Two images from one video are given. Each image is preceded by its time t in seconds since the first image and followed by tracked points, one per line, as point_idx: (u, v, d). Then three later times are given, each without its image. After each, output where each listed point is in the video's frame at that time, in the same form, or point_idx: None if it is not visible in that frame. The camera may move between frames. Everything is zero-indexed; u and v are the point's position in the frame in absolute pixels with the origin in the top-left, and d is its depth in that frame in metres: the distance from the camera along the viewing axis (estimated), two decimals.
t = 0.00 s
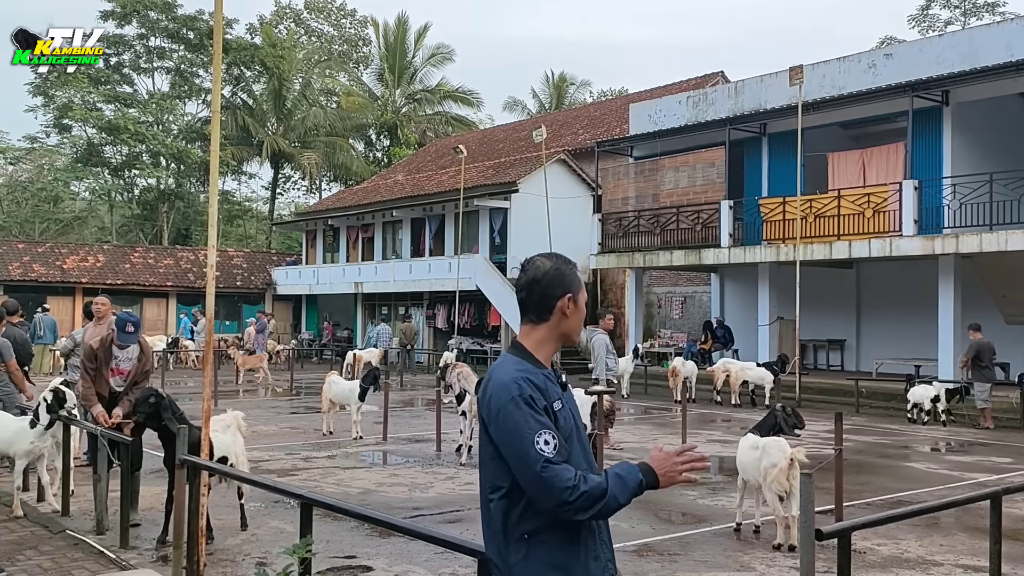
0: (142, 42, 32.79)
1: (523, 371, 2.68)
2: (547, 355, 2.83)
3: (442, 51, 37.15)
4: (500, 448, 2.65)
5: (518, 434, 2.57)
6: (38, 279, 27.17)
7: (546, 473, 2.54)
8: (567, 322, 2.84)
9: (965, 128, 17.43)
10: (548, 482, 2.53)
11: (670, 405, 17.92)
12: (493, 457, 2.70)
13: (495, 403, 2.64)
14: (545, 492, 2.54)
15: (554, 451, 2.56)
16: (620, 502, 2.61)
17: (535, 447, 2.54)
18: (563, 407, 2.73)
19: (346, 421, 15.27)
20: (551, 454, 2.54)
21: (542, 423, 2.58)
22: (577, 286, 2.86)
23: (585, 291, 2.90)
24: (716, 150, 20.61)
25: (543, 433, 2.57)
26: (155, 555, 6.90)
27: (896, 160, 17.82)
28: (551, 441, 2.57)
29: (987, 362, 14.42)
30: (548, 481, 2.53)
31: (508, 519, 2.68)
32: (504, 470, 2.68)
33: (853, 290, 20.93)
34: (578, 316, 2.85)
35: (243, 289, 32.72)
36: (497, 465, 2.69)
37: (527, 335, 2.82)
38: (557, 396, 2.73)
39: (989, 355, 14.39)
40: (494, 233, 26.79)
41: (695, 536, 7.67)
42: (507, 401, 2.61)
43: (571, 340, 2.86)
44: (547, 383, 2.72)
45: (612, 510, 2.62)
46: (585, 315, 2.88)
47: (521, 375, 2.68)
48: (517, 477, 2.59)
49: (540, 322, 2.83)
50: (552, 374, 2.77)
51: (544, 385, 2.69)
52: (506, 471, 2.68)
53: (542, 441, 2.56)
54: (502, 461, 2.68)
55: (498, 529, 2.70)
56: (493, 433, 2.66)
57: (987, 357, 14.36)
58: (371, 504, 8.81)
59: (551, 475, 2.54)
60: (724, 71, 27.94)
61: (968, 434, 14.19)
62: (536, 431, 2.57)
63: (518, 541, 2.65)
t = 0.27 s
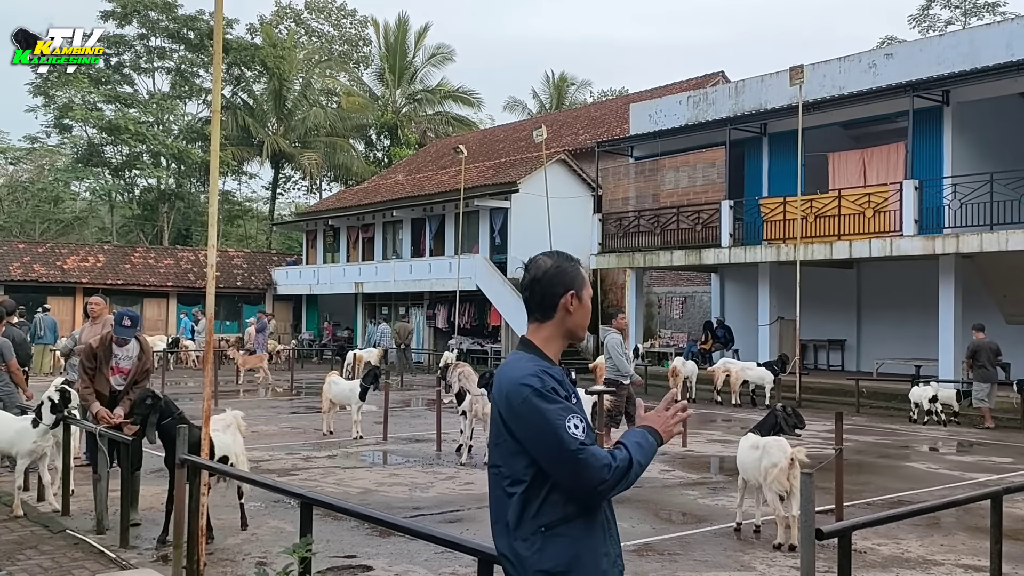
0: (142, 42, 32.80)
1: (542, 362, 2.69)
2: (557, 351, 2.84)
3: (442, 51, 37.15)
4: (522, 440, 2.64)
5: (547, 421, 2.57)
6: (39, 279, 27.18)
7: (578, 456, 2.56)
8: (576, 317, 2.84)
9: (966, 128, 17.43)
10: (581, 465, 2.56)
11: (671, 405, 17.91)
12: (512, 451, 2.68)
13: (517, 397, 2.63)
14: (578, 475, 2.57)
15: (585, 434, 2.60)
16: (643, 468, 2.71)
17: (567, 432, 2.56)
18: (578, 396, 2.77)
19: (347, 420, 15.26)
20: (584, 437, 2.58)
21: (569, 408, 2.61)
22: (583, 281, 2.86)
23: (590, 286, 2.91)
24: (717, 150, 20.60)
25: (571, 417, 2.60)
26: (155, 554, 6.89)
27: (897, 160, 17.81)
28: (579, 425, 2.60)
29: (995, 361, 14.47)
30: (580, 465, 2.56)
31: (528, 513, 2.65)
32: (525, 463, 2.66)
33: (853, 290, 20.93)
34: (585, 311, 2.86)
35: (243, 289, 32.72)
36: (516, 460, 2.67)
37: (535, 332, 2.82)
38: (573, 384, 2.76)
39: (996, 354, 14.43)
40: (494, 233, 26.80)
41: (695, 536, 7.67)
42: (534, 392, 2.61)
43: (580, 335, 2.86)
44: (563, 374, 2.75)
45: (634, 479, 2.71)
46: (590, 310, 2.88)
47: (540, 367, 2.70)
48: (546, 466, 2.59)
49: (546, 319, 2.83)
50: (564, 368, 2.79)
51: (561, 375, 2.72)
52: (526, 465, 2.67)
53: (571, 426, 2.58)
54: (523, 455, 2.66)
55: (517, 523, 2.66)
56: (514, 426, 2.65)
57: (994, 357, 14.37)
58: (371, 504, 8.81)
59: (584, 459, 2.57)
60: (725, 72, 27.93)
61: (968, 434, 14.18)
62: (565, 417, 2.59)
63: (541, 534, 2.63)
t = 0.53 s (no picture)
0: (143, 43, 32.82)
1: (540, 366, 2.69)
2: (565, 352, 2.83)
3: (443, 51, 37.16)
4: (519, 442, 2.66)
5: (534, 428, 2.57)
6: (39, 279, 27.19)
7: (559, 467, 2.54)
8: (585, 317, 2.84)
9: (966, 128, 17.43)
10: (561, 478, 2.54)
11: (671, 405, 17.90)
12: (511, 452, 2.71)
13: (512, 399, 2.66)
14: (557, 487, 2.54)
15: (567, 447, 2.56)
16: (623, 500, 2.60)
17: (549, 443, 2.54)
18: (581, 403, 2.72)
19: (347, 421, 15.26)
20: (564, 449, 2.54)
21: (557, 418, 2.58)
22: (593, 281, 2.85)
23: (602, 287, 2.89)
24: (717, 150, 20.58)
25: (555, 427, 2.57)
26: (155, 554, 6.89)
27: (897, 160, 17.80)
28: (565, 436, 2.56)
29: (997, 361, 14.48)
30: (559, 477, 2.54)
31: (525, 513, 2.68)
32: (522, 465, 2.68)
33: (854, 290, 20.92)
34: (595, 311, 2.85)
35: (244, 289, 32.73)
36: (514, 461, 2.70)
37: (546, 330, 2.84)
38: (575, 390, 2.72)
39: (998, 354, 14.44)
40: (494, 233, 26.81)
41: (696, 536, 7.66)
42: (526, 396, 2.61)
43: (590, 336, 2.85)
44: (567, 378, 2.72)
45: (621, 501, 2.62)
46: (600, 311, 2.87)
47: (543, 367, 2.70)
48: (532, 473, 2.59)
49: (556, 318, 2.84)
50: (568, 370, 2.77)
51: (562, 379, 2.69)
52: (523, 466, 2.69)
53: (554, 438, 2.55)
54: (520, 457, 2.68)
55: (516, 521, 2.70)
56: (512, 428, 2.67)
57: (995, 357, 14.37)
58: (372, 504, 8.81)
59: (564, 472, 2.54)
60: (725, 72, 27.92)
61: (969, 434, 14.16)
62: (552, 425, 2.57)
63: (536, 535, 2.64)
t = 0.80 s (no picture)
0: (143, 43, 32.83)
1: (539, 364, 2.69)
2: (567, 351, 2.83)
3: (443, 51, 37.16)
4: (517, 443, 2.67)
5: (532, 427, 2.57)
6: (40, 279, 27.20)
7: (556, 467, 2.53)
8: (587, 317, 2.83)
9: (967, 127, 17.42)
10: (558, 478, 2.53)
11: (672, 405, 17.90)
12: (510, 452, 2.71)
13: (510, 397, 2.67)
14: (553, 487, 2.54)
15: (565, 446, 2.55)
16: (620, 489, 2.60)
17: (546, 442, 2.54)
18: (580, 401, 2.72)
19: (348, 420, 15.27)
20: (561, 449, 2.54)
21: (554, 418, 2.57)
22: (595, 281, 2.85)
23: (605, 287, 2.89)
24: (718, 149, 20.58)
25: (552, 427, 2.56)
26: (156, 554, 6.89)
27: (897, 160, 17.79)
28: (563, 435, 2.56)
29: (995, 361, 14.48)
30: (556, 476, 2.53)
31: (524, 513, 2.68)
32: (521, 466, 2.68)
33: (854, 290, 20.93)
34: (598, 311, 2.85)
35: (244, 289, 32.73)
36: (513, 462, 2.70)
37: (547, 330, 2.84)
38: (574, 389, 2.72)
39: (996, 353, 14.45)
40: (495, 233, 26.83)
41: (696, 536, 7.67)
42: (523, 395, 2.61)
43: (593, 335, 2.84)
44: (566, 377, 2.71)
45: (617, 492, 2.62)
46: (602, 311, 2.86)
47: (541, 367, 2.69)
48: (529, 471, 2.59)
49: (557, 318, 2.84)
50: (569, 370, 2.77)
51: (561, 378, 2.69)
52: (522, 466, 2.69)
53: (551, 436, 2.55)
54: (519, 457, 2.68)
55: (515, 522, 2.70)
56: (511, 429, 2.68)
57: (992, 358, 14.37)
58: (372, 503, 8.82)
59: (561, 471, 2.53)
60: (726, 71, 27.91)
61: (970, 434, 14.16)
62: (549, 424, 2.56)
63: (536, 535, 2.64)
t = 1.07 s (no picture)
0: (145, 42, 32.85)
1: (538, 362, 2.69)
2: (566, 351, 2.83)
3: (445, 51, 37.16)
4: (518, 441, 2.66)
5: (534, 425, 2.57)
6: (41, 279, 27.23)
7: (559, 465, 2.53)
8: (586, 316, 2.83)
9: (969, 127, 17.40)
10: (561, 476, 2.53)
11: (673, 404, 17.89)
12: (510, 451, 2.70)
13: (510, 395, 2.66)
14: (555, 485, 2.54)
15: (568, 443, 2.55)
16: (620, 485, 2.61)
17: (549, 440, 2.54)
18: (580, 399, 2.72)
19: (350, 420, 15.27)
20: (564, 446, 2.53)
21: (556, 415, 2.57)
22: (595, 280, 2.85)
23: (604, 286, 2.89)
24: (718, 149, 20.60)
25: (554, 425, 2.56)
26: (158, 553, 6.89)
27: (899, 159, 17.76)
28: (565, 432, 2.56)
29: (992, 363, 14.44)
30: (559, 474, 2.53)
31: (525, 512, 2.67)
32: (522, 464, 2.68)
33: (856, 289, 20.92)
34: (598, 309, 2.85)
35: (246, 289, 32.72)
36: (513, 460, 2.69)
37: (545, 329, 2.83)
38: (574, 387, 2.72)
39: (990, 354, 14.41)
40: (496, 233, 26.84)
41: (698, 535, 7.67)
42: (523, 393, 2.61)
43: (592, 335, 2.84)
44: (565, 376, 2.72)
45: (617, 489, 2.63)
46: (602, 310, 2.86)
47: (542, 365, 2.69)
48: (531, 470, 2.59)
49: (555, 317, 2.84)
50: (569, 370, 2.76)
51: (562, 376, 2.69)
52: (521, 465, 2.69)
53: (554, 434, 2.55)
54: (519, 456, 2.68)
55: (514, 520, 2.69)
56: (511, 427, 2.67)
57: (986, 358, 14.36)
58: (374, 503, 8.82)
59: (564, 469, 2.53)
60: (727, 71, 27.88)
61: (972, 433, 14.15)
62: (550, 422, 2.56)
63: (536, 534, 2.64)
